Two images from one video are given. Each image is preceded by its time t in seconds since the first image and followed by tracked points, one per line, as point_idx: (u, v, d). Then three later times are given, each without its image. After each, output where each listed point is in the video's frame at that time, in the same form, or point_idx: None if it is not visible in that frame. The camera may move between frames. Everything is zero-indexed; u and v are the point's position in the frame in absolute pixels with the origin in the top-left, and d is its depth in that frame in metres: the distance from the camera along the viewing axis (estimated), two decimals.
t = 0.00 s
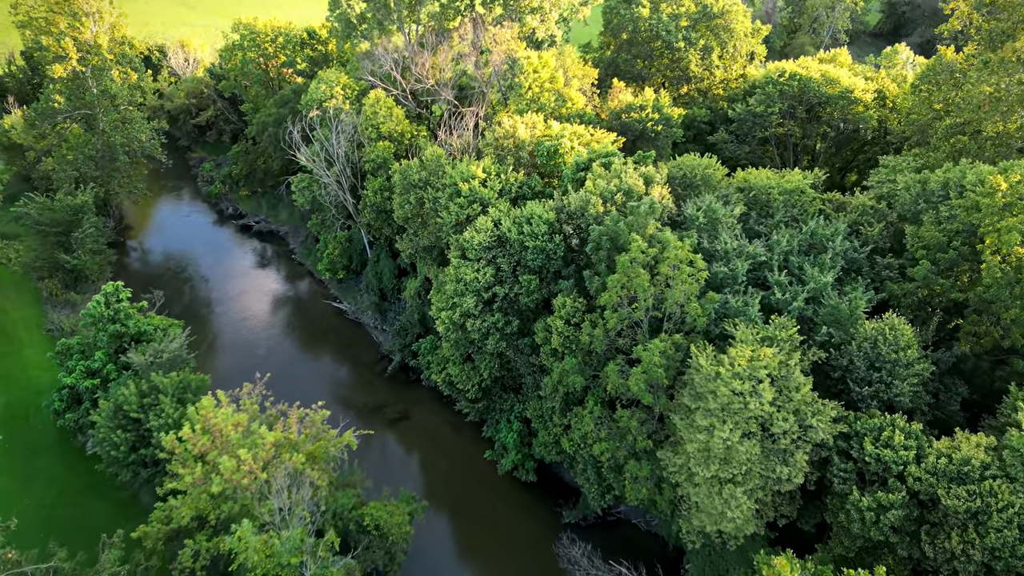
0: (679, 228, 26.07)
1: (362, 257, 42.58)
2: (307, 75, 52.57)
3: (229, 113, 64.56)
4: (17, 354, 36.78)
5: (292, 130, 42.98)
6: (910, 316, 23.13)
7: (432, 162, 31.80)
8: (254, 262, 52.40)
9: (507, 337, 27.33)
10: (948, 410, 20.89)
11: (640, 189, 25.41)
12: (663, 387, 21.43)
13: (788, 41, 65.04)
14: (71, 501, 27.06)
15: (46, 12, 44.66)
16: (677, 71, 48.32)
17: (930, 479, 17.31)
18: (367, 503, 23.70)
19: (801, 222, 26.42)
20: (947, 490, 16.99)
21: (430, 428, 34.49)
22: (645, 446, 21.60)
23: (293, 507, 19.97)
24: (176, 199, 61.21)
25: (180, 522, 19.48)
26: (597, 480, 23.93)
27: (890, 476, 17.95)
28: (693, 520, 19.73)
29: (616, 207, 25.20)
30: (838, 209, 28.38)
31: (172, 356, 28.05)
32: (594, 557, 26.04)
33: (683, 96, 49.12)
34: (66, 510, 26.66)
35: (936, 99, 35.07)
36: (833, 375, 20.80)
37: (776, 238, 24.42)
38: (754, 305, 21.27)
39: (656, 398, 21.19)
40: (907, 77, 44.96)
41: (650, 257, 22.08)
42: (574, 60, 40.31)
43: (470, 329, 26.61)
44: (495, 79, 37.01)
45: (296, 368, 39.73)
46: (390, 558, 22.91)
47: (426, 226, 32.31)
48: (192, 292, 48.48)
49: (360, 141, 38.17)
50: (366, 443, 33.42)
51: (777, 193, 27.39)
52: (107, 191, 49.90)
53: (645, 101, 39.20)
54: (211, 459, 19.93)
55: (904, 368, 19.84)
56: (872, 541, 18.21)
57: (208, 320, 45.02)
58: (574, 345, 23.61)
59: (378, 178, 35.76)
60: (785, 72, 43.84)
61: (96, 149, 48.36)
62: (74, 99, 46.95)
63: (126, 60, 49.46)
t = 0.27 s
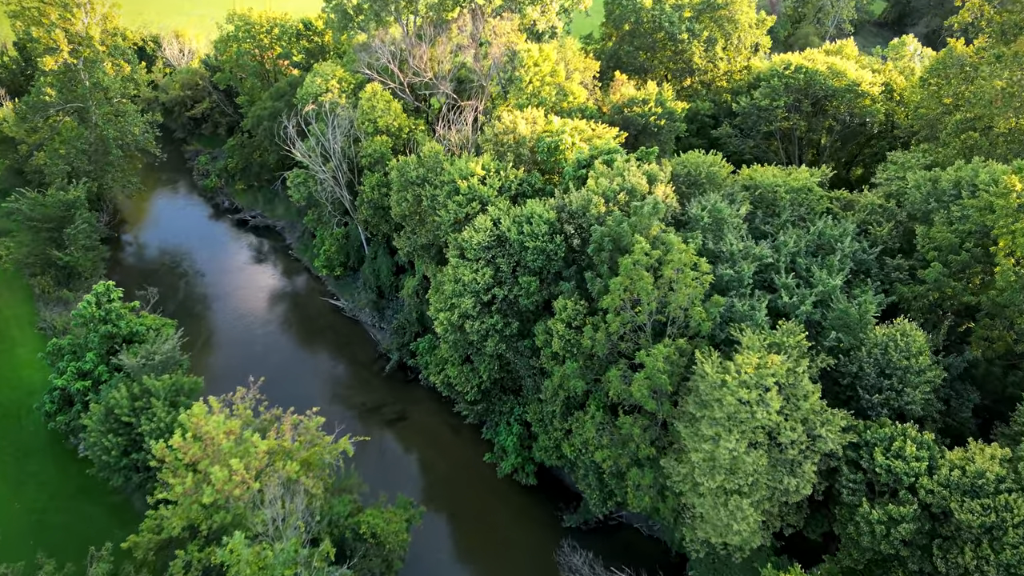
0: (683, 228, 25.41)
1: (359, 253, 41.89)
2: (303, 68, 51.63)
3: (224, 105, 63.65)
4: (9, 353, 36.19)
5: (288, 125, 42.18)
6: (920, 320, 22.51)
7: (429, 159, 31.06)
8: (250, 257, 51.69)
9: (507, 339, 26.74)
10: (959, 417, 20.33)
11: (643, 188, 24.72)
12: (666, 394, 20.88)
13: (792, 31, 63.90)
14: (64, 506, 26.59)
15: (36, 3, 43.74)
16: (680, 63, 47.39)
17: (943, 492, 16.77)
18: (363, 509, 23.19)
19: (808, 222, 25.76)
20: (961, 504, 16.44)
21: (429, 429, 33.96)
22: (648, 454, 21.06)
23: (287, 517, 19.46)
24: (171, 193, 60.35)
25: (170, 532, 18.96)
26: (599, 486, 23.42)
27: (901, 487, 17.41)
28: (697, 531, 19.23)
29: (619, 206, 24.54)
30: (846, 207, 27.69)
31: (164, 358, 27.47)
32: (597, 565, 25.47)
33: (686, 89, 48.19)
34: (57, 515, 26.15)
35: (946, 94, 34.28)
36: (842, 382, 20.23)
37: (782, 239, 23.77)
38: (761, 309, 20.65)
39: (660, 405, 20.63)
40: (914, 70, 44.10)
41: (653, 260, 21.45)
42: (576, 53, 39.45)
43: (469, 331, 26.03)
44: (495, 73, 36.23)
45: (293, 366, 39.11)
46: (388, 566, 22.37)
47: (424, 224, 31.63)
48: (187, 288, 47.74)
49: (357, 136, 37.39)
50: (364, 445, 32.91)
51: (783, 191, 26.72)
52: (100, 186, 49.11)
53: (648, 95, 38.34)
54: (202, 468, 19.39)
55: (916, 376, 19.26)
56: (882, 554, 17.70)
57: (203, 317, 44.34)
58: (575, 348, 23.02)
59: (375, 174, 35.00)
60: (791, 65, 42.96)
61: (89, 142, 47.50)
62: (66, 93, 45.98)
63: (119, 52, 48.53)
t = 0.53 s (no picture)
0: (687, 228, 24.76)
1: (357, 250, 41.24)
2: (299, 60, 50.70)
3: (220, 97, 62.80)
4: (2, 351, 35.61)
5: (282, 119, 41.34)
6: (931, 323, 21.90)
7: (427, 155, 30.36)
8: (247, 252, 50.96)
9: (506, 341, 26.17)
10: (971, 425, 19.78)
11: (647, 187, 24.06)
12: (670, 401, 20.32)
13: (796, 21, 62.81)
14: (56, 510, 26.11)
15: None
16: (683, 56, 46.51)
17: (956, 505, 16.24)
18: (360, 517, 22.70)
19: (816, 222, 25.09)
20: (975, 519, 15.89)
21: (427, 430, 33.49)
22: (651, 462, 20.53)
23: (281, 528, 18.94)
24: (166, 187, 59.50)
25: (161, 544, 18.41)
26: (601, 493, 22.91)
27: (913, 500, 16.90)
28: (702, 543, 18.73)
29: (621, 207, 23.88)
30: (854, 206, 27.01)
31: (157, 360, 26.88)
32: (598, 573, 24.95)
33: (689, 82, 47.34)
34: (49, 520, 25.68)
35: (956, 88, 33.48)
36: (850, 389, 19.67)
37: (789, 240, 23.12)
38: (768, 314, 20.05)
39: (664, 413, 20.06)
40: (921, 62, 43.28)
41: (657, 263, 20.82)
42: (577, 46, 38.62)
43: (468, 333, 25.47)
44: (494, 66, 35.53)
45: (290, 365, 38.54)
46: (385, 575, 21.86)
47: (422, 222, 30.96)
48: (182, 284, 47.02)
49: (353, 131, 36.61)
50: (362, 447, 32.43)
51: (790, 190, 26.04)
52: (94, 180, 48.33)
53: (651, 89, 37.53)
54: (194, 478, 18.85)
55: (927, 384, 18.70)
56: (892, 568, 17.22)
57: (199, 314, 43.66)
58: (577, 353, 22.44)
59: (372, 170, 34.26)
60: (796, 57, 42.14)
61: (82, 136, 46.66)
62: (57, 86, 45.07)
63: (111, 44, 47.61)
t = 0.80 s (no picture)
0: (690, 229, 24.12)
1: (354, 247, 40.60)
2: (295, 52, 49.73)
3: (215, 89, 61.82)
4: None
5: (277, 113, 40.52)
6: (941, 328, 21.31)
7: (425, 152, 29.64)
8: (242, 248, 50.24)
9: (506, 344, 25.60)
10: (983, 434, 19.25)
11: (650, 187, 23.39)
12: (674, 409, 19.77)
13: (801, 12, 61.68)
14: (46, 516, 25.64)
15: None
16: (687, 48, 45.60)
17: (969, 521, 15.73)
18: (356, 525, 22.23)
19: (823, 222, 24.44)
20: (989, 535, 15.39)
21: (426, 432, 33.11)
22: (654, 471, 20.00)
23: (274, 540, 18.43)
24: (161, 181, 58.63)
25: (150, 557, 17.91)
26: (602, 501, 22.43)
27: (924, 515, 16.39)
28: (706, 555, 18.25)
29: (624, 207, 23.22)
30: (862, 206, 26.33)
31: (149, 363, 26.31)
32: None
33: (692, 75, 46.46)
34: (39, 525, 25.23)
35: (967, 82, 32.65)
36: (859, 398, 19.12)
37: (796, 242, 22.49)
38: (774, 321, 19.46)
39: (667, 421, 19.53)
40: (929, 55, 42.44)
41: (660, 267, 20.18)
42: (578, 39, 37.74)
43: (466, 336, 24.89)
44: (493, 60, 34.70)
45: (287, 364, 38.03)
46: None
47: (419, 221, 30.28)
48: (177, 280, 46.34)
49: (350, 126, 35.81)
50: (360, 450, 32.02)
51: (797, 189, 25.36)
52: (86, 175, 47.54)
53: (654, 83, 36.70)
54: (184, 489, 18.32)
55: (939, 393, 18.15)
56: None
57: (194, 311, 43.02)
58: (578, 358, 21.87)
59: (369, 166, 33.49)
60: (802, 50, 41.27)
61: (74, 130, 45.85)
62: (48, 79, 44.19)
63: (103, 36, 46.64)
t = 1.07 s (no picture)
0: (694, 230, 23.49)
1: (350, 244, 39.94)
2: (291, 43, 48.75)
3: (210, 81, 60.85)
4: None
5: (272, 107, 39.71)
6: (952, 334, 20.72)
7: (422, 149, 28.93)
8: (238, 243, 49.49)
9: (505, 347, 25.04)
10: (995, 443, 18.72)
11: (653, 187, 22.73)
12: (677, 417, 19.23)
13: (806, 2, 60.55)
14: (36, 521, 25.09)
15: None
16: (690, 40, 44.71)
17: (984, 538, 15.20)
18: (353, 533, 21.72)
19: (831, 223, 23.81)
20: (1004, 553, 14.86)
21: (423, 433, 32.63)
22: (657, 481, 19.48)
23: (267, 553, 17.90)
24: (155, 174, 57.78)
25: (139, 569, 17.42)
26: (604, 508, 21.94)
27: (936, 530, 15.87)
28: (710, 568, 17.78)
29: (626, 208, 22.57)
30: (870, 205, 25.65)
31: (140, 365, 25.75)
32: None
33: (695, 67, 45.53)
34: (29, 530, 24.71)
35: (977, 77, 31.81)
36: (869, 407, 18.59)
37: (804, 245, 21.87)
38: (781, 327, 18.89)
39: (670, 430, 19.00)
40: (937, 47, 41.58)
41: (664, 272, 19.56)
42: (579, 30, 36.88)
43: (464, 339, 24.33)
44: (492, 53, 33.96)
45: (282, 363, 37.42)
46: None
47: (416, 219, 29.61)
48: (171, 275, 45.57)
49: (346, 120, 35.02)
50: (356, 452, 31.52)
51: (804, 188, 24.68)
52: (79, 169, 46.76)
53: (656, 77, 35.90)
54: (174, 501, 17.77)
55: (951, 403, 17.59)
56: None
57: (188, 307, 42.30)
58: (579, 364, 21.31)
59: (365, 162, 32.74)
60: (808, 42, 40.45)
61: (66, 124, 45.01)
62: (39, 72, 43.29)
63: (94, 27, 45.64)
